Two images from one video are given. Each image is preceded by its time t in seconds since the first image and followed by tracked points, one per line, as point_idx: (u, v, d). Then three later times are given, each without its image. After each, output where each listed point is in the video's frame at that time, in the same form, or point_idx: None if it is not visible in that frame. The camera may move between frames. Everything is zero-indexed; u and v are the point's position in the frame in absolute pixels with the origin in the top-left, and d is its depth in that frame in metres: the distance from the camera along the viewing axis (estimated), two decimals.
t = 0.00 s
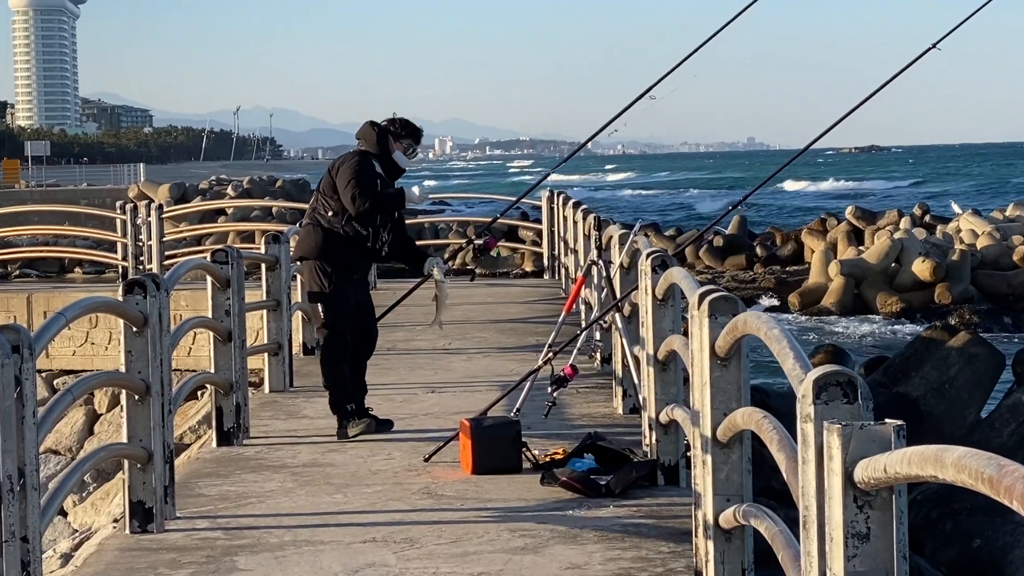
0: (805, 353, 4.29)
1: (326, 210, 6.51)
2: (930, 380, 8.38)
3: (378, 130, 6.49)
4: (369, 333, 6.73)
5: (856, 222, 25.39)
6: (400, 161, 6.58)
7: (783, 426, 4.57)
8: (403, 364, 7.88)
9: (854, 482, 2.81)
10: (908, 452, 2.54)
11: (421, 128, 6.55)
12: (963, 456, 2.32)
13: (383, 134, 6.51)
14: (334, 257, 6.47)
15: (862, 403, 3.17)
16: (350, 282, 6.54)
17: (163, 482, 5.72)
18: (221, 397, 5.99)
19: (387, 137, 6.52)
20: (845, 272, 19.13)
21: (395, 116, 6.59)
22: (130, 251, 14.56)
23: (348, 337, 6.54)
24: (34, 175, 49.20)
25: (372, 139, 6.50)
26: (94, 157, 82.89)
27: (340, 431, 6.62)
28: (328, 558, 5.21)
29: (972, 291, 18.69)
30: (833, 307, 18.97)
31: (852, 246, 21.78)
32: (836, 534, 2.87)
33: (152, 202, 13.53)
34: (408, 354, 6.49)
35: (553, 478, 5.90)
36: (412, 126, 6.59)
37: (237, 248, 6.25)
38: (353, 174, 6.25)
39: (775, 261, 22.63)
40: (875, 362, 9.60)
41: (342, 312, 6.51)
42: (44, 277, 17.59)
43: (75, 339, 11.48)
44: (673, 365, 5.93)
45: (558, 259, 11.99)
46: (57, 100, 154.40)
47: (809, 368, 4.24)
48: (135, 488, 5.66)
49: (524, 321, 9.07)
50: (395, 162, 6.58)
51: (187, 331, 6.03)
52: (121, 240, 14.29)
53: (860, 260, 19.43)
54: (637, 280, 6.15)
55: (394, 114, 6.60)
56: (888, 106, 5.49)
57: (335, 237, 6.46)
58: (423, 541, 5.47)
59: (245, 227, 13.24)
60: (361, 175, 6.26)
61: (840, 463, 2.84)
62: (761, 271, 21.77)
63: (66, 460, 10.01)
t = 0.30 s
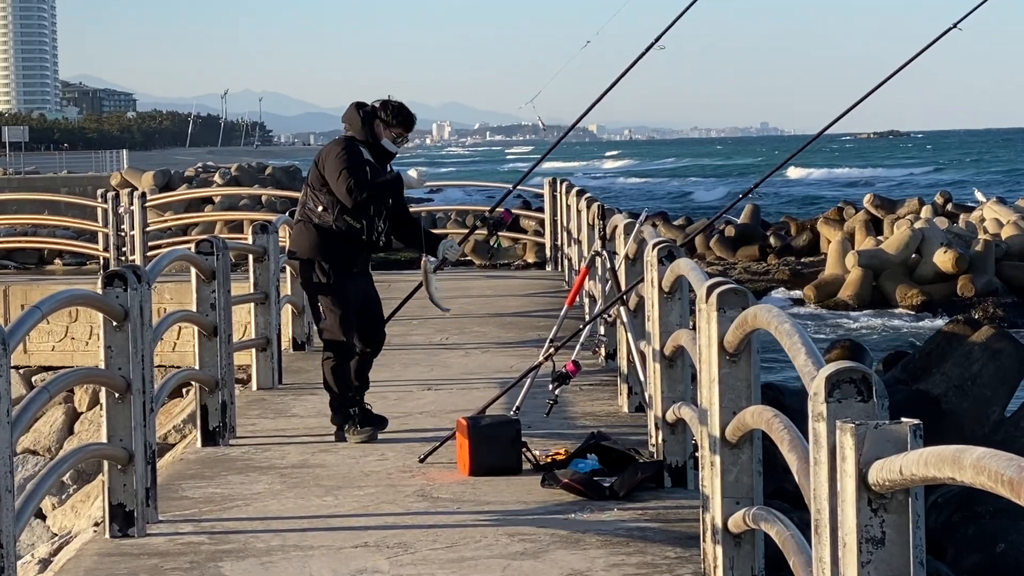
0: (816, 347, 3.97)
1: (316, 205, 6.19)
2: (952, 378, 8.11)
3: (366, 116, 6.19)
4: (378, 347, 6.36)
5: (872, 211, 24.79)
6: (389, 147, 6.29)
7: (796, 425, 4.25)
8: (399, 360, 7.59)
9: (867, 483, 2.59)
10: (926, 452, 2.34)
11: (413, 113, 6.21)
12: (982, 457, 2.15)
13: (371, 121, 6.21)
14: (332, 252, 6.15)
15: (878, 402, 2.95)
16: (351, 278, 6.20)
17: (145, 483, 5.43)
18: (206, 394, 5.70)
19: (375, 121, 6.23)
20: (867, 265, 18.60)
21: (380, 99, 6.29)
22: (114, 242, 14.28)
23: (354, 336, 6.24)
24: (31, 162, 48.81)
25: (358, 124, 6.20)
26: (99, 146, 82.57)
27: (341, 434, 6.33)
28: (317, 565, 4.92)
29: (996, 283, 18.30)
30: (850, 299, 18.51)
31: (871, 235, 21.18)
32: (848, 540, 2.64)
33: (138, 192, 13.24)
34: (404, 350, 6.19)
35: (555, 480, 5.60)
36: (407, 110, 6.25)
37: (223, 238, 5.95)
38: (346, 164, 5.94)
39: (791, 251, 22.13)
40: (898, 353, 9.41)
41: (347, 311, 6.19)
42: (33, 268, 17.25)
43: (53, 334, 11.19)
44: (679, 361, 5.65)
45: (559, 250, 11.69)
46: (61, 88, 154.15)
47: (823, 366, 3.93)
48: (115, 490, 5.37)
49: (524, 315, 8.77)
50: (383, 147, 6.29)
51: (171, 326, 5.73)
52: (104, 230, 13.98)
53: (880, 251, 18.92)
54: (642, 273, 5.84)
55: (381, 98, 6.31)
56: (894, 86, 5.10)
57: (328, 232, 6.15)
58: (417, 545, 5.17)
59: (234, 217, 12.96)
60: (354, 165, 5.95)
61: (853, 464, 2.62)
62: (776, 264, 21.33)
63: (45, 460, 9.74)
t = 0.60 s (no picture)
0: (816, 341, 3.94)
1: (324, 198, 6.09)
2: (956, 370, 8.08)
3: (383, 110, 6.13)
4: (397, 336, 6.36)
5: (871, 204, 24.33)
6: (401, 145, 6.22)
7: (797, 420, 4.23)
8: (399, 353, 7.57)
9: (867, 476, 2.60)
10: (922, 443, 2.36)
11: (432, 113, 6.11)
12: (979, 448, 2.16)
13: (386, 116, 6.14)
14: (338, 243, 6.08)
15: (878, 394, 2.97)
16: (357, 273, 6.14)
17: (143, 477, 5.43)
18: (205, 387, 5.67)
19: (391, 118, 6.15)
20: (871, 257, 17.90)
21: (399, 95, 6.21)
22: (116, 233, 14.31)
23: (355, 331, 6.21)
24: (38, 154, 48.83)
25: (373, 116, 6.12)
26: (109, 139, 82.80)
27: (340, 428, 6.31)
28: (315, 558, 4.90)
29: (1000, 275, 18.09)
30: (855, 292, 18.40)
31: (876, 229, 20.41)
32: (848, 533, 2.66)
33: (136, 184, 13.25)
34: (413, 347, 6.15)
35: (555, 473, 5.55)
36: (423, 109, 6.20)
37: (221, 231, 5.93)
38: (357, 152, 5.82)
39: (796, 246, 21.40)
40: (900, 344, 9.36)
41: (348, 306, 6.15)
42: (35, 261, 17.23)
43: (53, 327, 11.22)
44: (680, 353, 5.62)
45: (561, 242, 11.66)
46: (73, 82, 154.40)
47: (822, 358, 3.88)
48: (112, 484, 5.37)
49: (524, 307, 8.73)
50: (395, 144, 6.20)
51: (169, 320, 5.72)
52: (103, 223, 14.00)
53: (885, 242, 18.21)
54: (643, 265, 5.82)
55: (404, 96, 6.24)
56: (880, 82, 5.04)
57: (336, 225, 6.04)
58: (416, 538, 5.15)
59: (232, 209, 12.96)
60: (365, 154, 5.83)
61: (852, 456, 2.63)
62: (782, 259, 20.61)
63: (44, 453, 9.75)
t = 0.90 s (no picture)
0: (857, 345, 3.44)
1: (328, 179, 5.02)
2: (1018, 377, 7.36)
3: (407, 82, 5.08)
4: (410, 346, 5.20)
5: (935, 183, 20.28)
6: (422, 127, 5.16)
7: (835, 435, 3.75)
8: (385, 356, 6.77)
9: (915, 501, 2.26)
10: (977, 466, 2.02)
11: (459, 92, 5.04)
12: None
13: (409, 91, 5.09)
14: (341, 232, 4.98)
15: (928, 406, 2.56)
16: (362, 269, 5.02)
17: (83, 500, 4.64)
18: (156, 398, 4.98)
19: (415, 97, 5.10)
20: (917, 246, 15.47)
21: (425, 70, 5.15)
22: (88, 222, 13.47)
23: (358, 338, 5.08)
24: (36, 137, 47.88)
25: (394, 91, 5.04)
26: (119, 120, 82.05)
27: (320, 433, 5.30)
28: None
29: None
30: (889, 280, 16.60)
31: (926, 211, 17.89)
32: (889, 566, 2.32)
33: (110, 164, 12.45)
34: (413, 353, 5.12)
35: (559, 496, 4.78)
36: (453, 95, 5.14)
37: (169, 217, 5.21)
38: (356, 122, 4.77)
39: (833, 232, 19.03)
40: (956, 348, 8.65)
41: (352, 308, 5.01)
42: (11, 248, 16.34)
43: None
44: (701, 360, 4.88)
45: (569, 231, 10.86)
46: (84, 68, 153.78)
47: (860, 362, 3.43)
48: (49, 509, 4.58)
49: (525, 305, 7.93)
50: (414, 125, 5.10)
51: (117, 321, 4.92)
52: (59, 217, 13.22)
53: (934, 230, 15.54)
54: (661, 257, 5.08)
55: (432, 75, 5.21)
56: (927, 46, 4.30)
57: (338, 211, 4.97)
58: (399, 571, 4.32)
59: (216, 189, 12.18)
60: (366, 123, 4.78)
61: (896, 478, 2.29)
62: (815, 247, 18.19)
63: None
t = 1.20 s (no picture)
0: (902, 355, 3.08)
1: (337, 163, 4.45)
2: None
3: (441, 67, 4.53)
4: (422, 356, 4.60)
5: (975, 170, 18.42)
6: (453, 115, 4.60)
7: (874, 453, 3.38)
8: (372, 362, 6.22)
9: (970, 530, 2.15)
10: None
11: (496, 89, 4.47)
12: None
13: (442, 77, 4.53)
14: (346, 226, 4.40)
15: (979, 421, 2.43)
16: (369, 264, 4.44)
17: (37, 523, 3.91)
18: (114, 408, 4.47)
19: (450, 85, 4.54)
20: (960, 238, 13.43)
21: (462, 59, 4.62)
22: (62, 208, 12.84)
23: (365, 342, 4.46)
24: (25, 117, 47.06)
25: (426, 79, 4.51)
26: (117, 102, 81.54)
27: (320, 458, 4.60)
28: None
29: None
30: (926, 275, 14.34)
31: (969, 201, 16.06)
32: None
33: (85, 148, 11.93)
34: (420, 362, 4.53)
35: (564, 519, 4.26)
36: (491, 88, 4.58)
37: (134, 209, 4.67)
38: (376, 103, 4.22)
39: (867, 223, 17.11)
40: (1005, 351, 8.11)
41: (359, 302, 4.42)
42: None
43: None
44: (725, 368, 4.37)
45: (574, 224, 10.31)
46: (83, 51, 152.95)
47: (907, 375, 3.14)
48: None
49: (525, 307, 7.38)
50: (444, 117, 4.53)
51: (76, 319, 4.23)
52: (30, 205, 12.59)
53: (977, 221, 13.64)
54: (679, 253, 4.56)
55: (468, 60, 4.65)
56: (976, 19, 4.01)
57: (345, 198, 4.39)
58: None
59: (202, 176, 11.66)
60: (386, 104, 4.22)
61: (948, 504, 2.17)
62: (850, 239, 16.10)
63: None
